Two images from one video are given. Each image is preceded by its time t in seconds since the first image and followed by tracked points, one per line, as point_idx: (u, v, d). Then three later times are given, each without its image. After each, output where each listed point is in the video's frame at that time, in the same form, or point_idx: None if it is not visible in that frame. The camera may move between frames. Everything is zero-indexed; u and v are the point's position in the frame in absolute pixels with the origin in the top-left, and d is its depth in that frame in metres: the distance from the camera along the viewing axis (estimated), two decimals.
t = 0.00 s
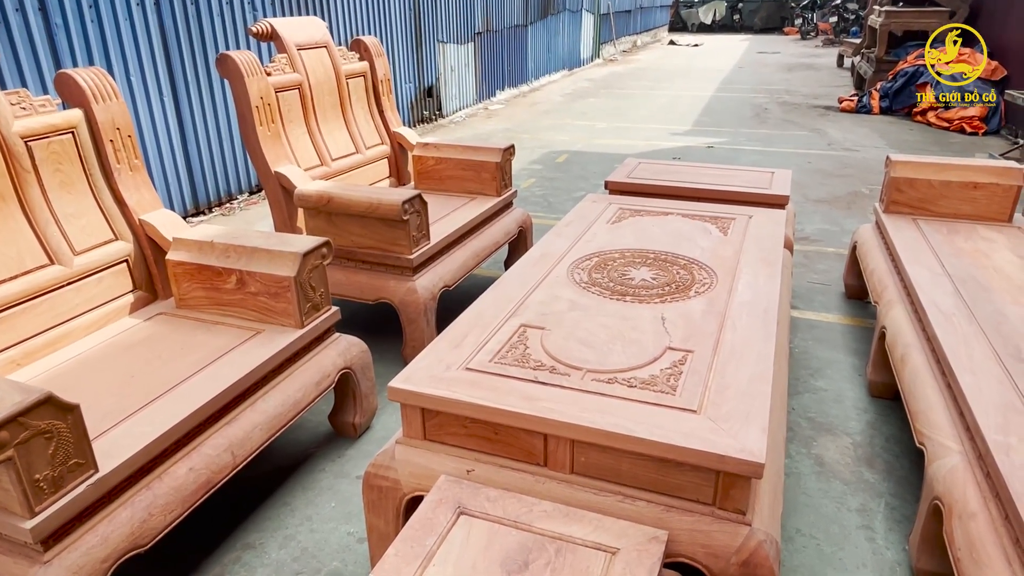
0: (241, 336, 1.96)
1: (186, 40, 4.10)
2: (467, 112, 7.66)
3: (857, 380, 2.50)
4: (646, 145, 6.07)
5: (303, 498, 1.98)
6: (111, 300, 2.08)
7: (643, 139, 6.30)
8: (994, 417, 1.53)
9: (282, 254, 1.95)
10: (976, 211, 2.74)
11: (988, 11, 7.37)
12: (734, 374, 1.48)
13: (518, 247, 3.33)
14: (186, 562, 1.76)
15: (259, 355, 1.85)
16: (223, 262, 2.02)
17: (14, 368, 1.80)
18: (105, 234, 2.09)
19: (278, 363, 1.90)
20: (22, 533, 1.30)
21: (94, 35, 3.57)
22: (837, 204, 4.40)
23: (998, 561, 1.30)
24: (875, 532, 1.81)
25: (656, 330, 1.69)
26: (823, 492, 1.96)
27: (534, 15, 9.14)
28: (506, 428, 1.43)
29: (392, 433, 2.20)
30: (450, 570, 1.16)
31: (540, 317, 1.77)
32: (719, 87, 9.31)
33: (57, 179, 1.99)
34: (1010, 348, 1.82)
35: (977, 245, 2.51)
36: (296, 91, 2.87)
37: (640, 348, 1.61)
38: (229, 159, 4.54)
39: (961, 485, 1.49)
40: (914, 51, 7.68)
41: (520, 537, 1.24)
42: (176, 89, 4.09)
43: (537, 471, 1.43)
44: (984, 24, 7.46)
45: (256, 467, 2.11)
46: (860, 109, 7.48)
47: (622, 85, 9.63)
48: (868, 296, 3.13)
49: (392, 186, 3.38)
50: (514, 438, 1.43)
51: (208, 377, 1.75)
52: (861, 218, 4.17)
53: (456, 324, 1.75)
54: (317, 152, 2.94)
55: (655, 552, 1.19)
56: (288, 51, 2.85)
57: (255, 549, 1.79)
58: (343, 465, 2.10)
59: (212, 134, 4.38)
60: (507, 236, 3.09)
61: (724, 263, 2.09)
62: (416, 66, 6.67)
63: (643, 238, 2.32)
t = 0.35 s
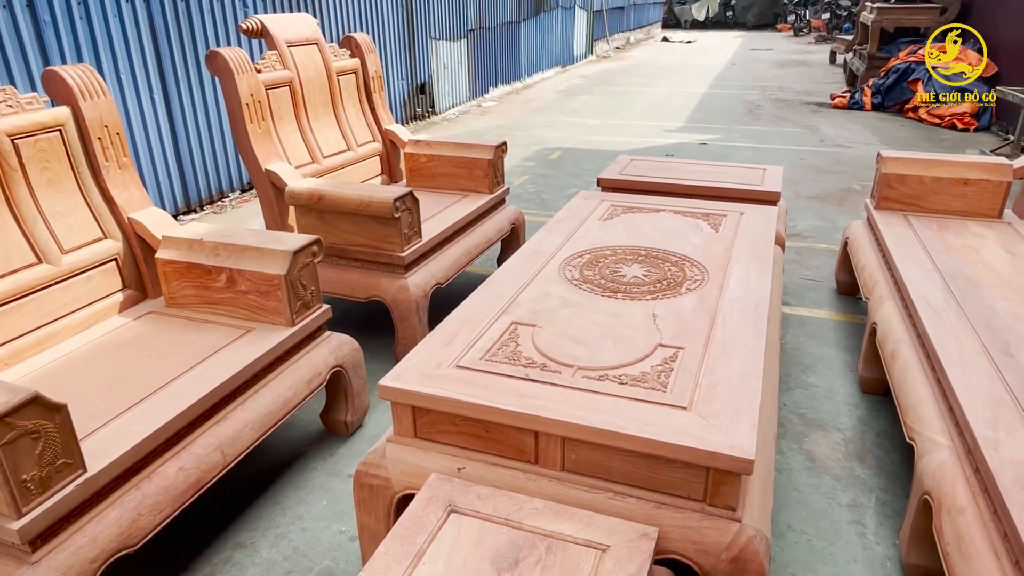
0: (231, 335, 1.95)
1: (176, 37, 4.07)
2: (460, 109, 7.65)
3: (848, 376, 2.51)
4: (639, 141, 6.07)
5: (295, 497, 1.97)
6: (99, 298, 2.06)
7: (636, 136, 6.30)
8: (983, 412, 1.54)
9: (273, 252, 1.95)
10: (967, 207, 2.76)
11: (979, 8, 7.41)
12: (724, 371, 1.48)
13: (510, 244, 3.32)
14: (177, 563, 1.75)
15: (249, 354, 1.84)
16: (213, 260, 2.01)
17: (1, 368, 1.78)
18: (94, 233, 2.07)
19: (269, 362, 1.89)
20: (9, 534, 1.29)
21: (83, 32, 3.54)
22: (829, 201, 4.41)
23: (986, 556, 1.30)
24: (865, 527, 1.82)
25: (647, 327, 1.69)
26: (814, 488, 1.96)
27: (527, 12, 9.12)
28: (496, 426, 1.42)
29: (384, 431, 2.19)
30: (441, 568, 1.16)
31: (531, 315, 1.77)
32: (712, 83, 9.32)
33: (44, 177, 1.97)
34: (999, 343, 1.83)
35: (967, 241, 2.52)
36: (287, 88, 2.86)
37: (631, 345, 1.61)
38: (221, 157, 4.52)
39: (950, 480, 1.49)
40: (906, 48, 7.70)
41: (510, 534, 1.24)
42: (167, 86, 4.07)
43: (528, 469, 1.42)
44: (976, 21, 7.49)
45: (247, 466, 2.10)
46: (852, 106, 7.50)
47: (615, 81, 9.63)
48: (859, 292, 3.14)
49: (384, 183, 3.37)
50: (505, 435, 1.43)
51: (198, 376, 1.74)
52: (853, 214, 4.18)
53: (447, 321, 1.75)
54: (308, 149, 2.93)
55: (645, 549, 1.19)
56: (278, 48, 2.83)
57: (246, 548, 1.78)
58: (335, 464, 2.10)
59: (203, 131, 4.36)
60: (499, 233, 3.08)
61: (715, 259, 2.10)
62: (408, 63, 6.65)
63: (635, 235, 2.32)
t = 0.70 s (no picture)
0: (219, 334, 1.93)
1: (162, 33, 4.03)
2: (450, 106, 7.62)
3: (838, 371, 2.52)
4: (629, 138, 6.07)
5: (284, 497, 1.95)
6: (84, 298, 2.04)
7: (626, 132, 6.30)
8: (971, 407, 1.55)
9: (260, 250, 1.93)
10: (955, 202, 2.77)
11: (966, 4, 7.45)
12: (714, 368, 1.48)
13: (500, 241, 3.31)
14: (164, 564, 1.73)
15: (237, 353, 1.82)
16: (199, 258, 1.99)
17: None
18: (78, 231, 2.05)
19: (256, 361, 1.87)
20: None
21: (67, 28, 3.50)
22: (819, 196, 4.43)
23: (974, 550, 1.31)
24: (855, 522, 1.83)
25: (637, 323, 1.69)
26: (804, 483, 1.97)
27: (518, 8, 9.10)
28: (485, 424, 1.42)
29: (373, 429, 2.18)
30: (429, 568, 1.15)
31: (520, 312, 1.76)
32: (702, 80, 9.33)
33: (26, 175, 1.94)
34: (986, 338, 1.84)
35: (955, 236, 2.53)
36: (274, 84, 2.83)
37: (621, 342, 1.60)
38: (209, 154, 4.48)
39: (938, 474, 1.50)
40: (894, 44, 7.73)
41: (499, 533, 1.23)
42: (153, 83, 4.03)
43: (518, 467, 1.42)
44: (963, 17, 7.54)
45: (235, 466, 2.09)
46: (841, 102, 7.54)
47: (606, 78, 9.63)
48: (848, 287, 3.15)
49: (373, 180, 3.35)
50: (495, 433, 1.42)
51: (184, 375, 1.72)
52: (842, 209, 4.20)
53: (436, 319, 1.74)
54: (296, 146, 2.91)
55: (635, 547, 1.18)
56: (264, 44, 2.80)
57: (235, 549, 1.77)
58: (324, 463, 2.08)
59: (191, 129, 4.32)
60: (489, 230, 3.07)
61: (705, 255, 2.09)
62: (398, 59, 6.62)
63: (624, 231, 2.32)
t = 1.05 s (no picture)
0: (205, 333, 1.91)
1: (146, 30, 3.98)
2: (438, 103, 7.60)
3: (825, 366, 2.54)
4: (617, 135, 6.08)
5: (272, 497, 1.94)
6: (67, 298, 2.01)
7: (615, 129, 6.31)
8: (956, 400, 1.56)
9: (245, 249, 1.91)
10: (939, 197, 2.79)
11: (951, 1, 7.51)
12: (701, 364, 1.48)
13: (489, 238, 3.30)
14: (151, 567, 1.71)
15: (223, 353, 1.80)
16: (184, 258, 1.97)
17: None
18: (61, 231, 2.02)
19: (243, 361, 1.85)
20: None
21: (48, 25, 3.45)
22: (806, 192, 4.45)
23: (960, 542, 1.32)
24: (843, 516, 1.84)
25: (625, 320, 1.69)
26: (792, 478, 1.98)
27: (505, 5, 9.07)
28: (474, 422, 1.41)
29: (362, 429, 2.17)
30: (418, 567, 1.15)
31: (508, 309, 1.76)
32: (690, 77, 9.35)
33: (7, 175, 1.91)
34: (971, 332, 1.85)
35: (940, 231, 2.55)
36: (259, 82, 2.80)
37: (609, 338, 1.60)
38: (195, 153, 4.44)
39: (924, 468, 1.51)
40: (880, 40, 7.78)
41: (488, 531, 1.23)
42: (137, 80, 3.98)
43: (506, 465, 1.42)
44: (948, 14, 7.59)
45: (222, 466, 2.07)
46: (828, 98, 7.58)
47: (594, 75, 9.63)
48: (835, 282, 3.17)
49: (361, 178, 3.33)
50: (483, 431, 1.42)
51: (170, 375, 1.70)
52: (829, 205, 4.22)
53: (424, 317, 1.73)
54: (282, 144, 2.88)
55: (624, 543, 1.19)
56: (249, 41, 2.78)
57: (223, 550, 1.76)
58: (313, 463, 2.07)
59: (176, 127, 4.28)
60: (478, 228, 3.06)
61: (692, 252, 2.10)
62: (385, 56, 6.58)
63: (612, 228, 2.32)
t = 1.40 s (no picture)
0: (190, 333, 1.90)
1: (128, 28, 3.94)
2: (425, 101, 7.58)
3: (810, 360, 2.56)
4: (604, 132, 6.09)
5: (260, 497, 1.93)
6: (50, 298, 1.99)
7: (601, 126, 6.32)
8: (938, 392, 1.58)
9: (230, 248, 1.90)
10: (921, 192, 2.82)
11: None
12: (688, 358, 1.49)
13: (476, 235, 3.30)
14: (138, 569, 1.70)
15: (209, 353, 1.79)
16: (169, 257, 1.95)
17: None
18: (43, 231, 2.00)
19: (229, 360, 1.84)
20: None
21: (28, 22, 3.40)
22: (791, 188, 4.49)
23: (943, 532, 1.34)
24: (828, 508, 1.86)
25: (611, 316, 1.70)
26: (778, 471, 2.00)
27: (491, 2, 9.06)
28: (461, 419, 1.41)
29: (350, 427, 2.16)
30: (406, 564, 1.15)
31: (495, 306, 1.76)
32: (675, 74, 9.39)
33: None
34: (953, 324, 1.88)
35: (923, 225, 2.58)
36: (243, 80, 2.78)
37: (595, 334, 1.61)
38: (179, 152, 4.40)
39: (907, 459, 1.53)
40: (863, 37, 7.84)
41: (476, 527, 1.23)
42: (120, 79, 3.94)
43: (494, 461, 1.42)
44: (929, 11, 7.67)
45: (210, 466, 2.06)
46: (812, 95, 7.64)
47: (580, 72, 9.65)
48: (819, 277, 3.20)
49: (347, 176, 3.32)
50: (471, 428, 1.42)
51: (155, 375, 1.69)
52: (813, 200, 4.26)
53: (411, 315, 1.73)
54: (267, 142, 2.86)
55: (611, 537, 1.19)
56: (233, 39, 2.75)
57: (210, 551, 1.75)
58: (300, 462, 2.06)
59: (160, 126, 4.23)
60: (465, 226, 3.06)
61: (678, 247, 2.11)
62: (371, 54, 6.56)
63: (599, 224, 2.32)
